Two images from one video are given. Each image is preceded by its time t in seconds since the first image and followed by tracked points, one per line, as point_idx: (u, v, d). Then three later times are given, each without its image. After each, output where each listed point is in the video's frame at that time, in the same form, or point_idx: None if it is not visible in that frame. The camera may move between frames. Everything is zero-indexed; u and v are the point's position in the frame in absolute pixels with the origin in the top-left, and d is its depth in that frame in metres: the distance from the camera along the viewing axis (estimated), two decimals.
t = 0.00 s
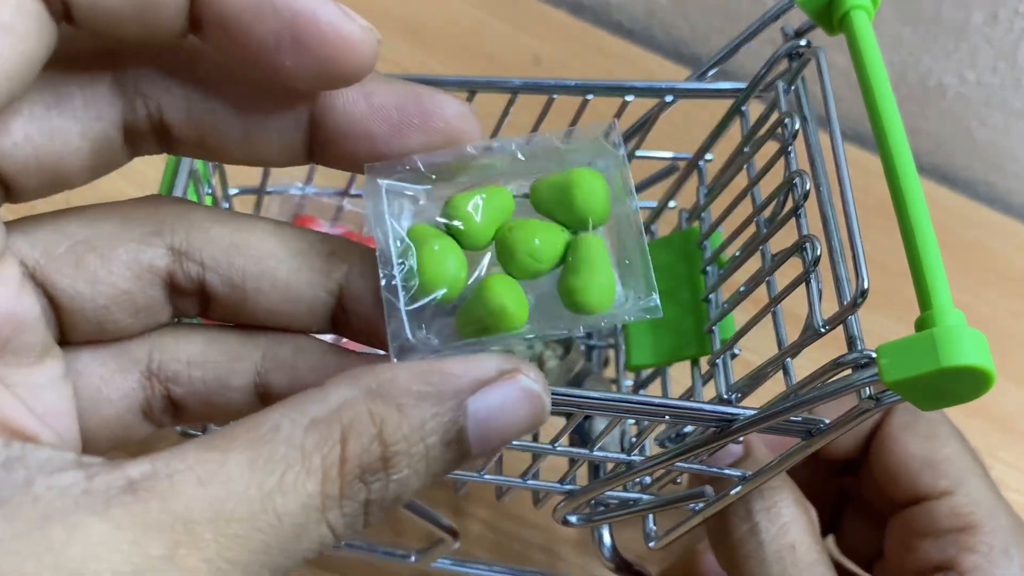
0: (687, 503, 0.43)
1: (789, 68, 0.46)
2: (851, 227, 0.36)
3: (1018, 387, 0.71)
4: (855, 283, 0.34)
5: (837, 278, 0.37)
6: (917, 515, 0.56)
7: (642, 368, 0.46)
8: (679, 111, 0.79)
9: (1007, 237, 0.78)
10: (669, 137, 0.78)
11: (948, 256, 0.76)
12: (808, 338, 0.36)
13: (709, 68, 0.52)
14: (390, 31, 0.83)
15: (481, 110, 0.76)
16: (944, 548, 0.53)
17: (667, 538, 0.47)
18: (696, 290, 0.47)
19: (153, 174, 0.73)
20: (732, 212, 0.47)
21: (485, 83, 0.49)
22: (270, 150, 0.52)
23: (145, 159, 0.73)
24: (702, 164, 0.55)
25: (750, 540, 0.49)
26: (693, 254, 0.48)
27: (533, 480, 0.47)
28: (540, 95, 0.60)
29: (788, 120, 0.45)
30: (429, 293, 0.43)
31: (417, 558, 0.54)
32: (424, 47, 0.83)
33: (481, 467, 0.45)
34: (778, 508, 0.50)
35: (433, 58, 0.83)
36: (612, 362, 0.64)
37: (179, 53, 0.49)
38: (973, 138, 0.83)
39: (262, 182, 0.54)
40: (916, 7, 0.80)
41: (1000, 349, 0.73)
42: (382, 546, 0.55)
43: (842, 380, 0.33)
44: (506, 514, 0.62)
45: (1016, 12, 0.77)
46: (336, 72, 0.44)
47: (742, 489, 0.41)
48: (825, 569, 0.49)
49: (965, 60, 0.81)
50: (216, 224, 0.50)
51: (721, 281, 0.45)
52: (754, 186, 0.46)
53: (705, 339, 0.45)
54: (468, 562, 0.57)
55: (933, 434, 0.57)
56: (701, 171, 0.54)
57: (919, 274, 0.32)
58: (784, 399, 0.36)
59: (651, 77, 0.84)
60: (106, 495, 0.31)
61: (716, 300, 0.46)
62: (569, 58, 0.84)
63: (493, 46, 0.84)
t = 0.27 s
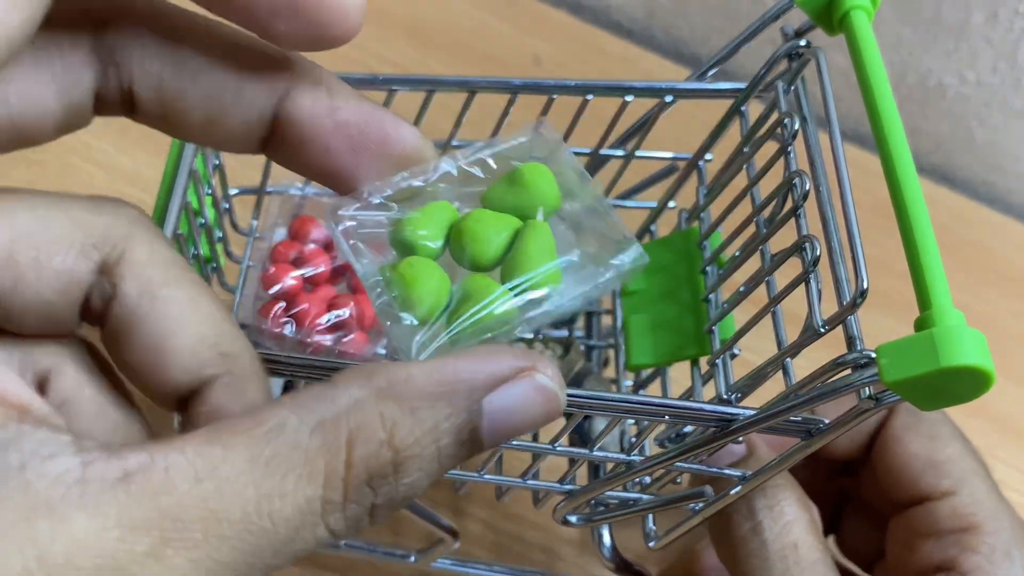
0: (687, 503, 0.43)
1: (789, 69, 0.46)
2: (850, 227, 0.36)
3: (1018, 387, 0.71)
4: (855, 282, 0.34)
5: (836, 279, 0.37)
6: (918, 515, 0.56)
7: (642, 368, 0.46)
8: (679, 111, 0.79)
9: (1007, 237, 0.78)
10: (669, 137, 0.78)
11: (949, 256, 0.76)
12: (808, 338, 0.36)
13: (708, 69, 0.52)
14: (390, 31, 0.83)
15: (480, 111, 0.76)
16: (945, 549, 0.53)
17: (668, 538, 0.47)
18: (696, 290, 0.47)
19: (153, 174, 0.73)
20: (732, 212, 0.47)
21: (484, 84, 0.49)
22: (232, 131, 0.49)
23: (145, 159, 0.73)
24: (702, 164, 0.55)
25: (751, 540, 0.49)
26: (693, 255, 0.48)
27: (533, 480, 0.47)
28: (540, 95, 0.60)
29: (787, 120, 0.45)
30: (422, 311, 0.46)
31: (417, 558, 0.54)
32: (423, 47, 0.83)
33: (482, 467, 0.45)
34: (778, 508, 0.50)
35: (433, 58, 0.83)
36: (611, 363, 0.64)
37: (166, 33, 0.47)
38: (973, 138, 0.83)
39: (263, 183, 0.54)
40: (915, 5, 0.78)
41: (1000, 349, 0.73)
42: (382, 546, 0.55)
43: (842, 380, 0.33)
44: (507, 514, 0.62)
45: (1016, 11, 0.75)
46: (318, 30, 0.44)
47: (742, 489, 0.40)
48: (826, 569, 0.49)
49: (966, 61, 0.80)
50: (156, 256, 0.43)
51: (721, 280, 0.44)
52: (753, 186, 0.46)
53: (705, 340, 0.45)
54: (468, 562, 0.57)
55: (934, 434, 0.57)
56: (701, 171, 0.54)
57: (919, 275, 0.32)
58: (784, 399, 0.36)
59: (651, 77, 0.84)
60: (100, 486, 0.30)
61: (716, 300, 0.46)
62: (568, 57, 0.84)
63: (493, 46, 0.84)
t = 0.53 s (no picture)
0: (686, 503, 0.43)
1: (786, 69, 0.47)
2: (847, 229, 0.36)
3: (1017, 387, 0.71)
4: (852, 283, 0.34)
5: (834, 279, 0.37)
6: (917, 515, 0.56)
7: (641, 369, 0.46)
8: (679, 112, 0.79)
9: (1006, 238, 0.78)
10: (669, 138, 0.78)
11: (948, 256, 0.76)
12: (805, 338, 0.36)
13: (707, 70, 0.53)
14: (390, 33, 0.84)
15: (481, 112, 0.76)
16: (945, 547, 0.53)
17: (666, 538, 0.47)
18: (694, 291, 0.47)
19: (153, 175, 0.73)
20: (730, 213, 0.47)
21: (482, 85, 0.49)
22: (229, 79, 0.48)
23: (146, 160, 0.73)
24: (700, 164, 0.55)
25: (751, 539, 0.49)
26: (691, 255, 0.48)
27: (533, 480, 0.47)
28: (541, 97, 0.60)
29: (785, 121, 0.45)
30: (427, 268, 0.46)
31: (416, 558, 0.54)
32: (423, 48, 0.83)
33: (481, 468, 0.45)
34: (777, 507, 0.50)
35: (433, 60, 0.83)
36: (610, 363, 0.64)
37: (183, 25, 0.44)
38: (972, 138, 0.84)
39: (261, 186, 0.54)
40: (914, 6, 0.78)
41: (999, 349, 0.73)
42: (381, 546, 0.55)
43: (840, 380, 0.33)
44: (507, 514, 0.62)
45: (1015, 12, 0.75)
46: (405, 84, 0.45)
47: (740, 489, 0.41)
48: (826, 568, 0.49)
49: (964, 62, 0.80)
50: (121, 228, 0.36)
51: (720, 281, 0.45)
52: (751, 187, 0.46)
53: (702, 340, 0.45)
54: (467, 562, 0.57)
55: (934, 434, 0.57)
56: (700, 172, 0.54)
57: (916, 276, 0.32)
58: (781, 400, 0.36)
59: (650, 78, 0.84)
60: None
61: (715, 301, 0.47)
62: (568, 59, 0.84)
63: (492, 48, 0.84)
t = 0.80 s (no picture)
0: (686, 502, 0.43)
1: (786, 69, 0.47)
2: (847, 228, 0.36)
3: (1017, 387, 0.71)
4: (853, 283, 0.34)
5: (835, 279, 0.37)
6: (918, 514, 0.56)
7: (641, 369, 0.46)
8: (679, 112, 0.79)
9: (1007, 238, 0.78)
10: (670, 138, 0.78)
11: (948, 256, 0.76)
12: (805, 337, 0.36)
13: (707, 69, 0.53)
14: (391, 33, 0.84)
15: (482, 113, 0.77)
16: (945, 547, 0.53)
17: (666, 538, 0.47)
18: (694, 291, 0.47)
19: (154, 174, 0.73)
20: (730, 213, 0.47)
21: (478, 86, 0.49)
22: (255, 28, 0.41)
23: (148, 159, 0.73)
24: (701, 164, 0.55)
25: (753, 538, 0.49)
26: (692, 256, 0.48)
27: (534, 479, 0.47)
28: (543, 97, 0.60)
29: (785, 121, 0.45)
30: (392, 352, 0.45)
31: (417, 558, 0.54)
32: (424, 49, 0.83)
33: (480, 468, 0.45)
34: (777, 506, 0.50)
35: (434, 60, 0.83)
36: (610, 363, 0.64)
37: None
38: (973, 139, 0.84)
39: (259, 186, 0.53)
40: (914, 7, 0.79)
41: (999, 349, 0.73)
42: (381, 546, 0.55)
43: (840, 379, 0.33)
44: (508, 514, 0.62)
45: (1014, 12, 0.76)
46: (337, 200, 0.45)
47: (740, 488, 0.41)
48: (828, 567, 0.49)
49: (965, 62, 0.80)
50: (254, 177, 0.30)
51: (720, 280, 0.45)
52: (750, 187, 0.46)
53: (703, 341, 0.45)
54: (467, 562, 0.57)
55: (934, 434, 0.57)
56: (700, 172, 0.54)
57: (917, 275, 0.32)
58: (782, 399, 0.36)
59: (651, 78, 0.84)
60: None
61: (715, 300, 0.47)
62: (569, 59, 0.84)
63: (493, 48, 0.84)
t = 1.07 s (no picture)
0: (672, 505, 0.42)
1: (762, 68, 0.46)
2: (826, 229, 0.36)
3: (1017, 387, 0.71)
4: (833, 284, 0.34)
5: (815, 279, 0.37)
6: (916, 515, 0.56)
7: (624, 371, 0.46)
8: (679, 112, 0.79)
9: (1006, 238, 0.78)
10: (671, 138, 0.78)
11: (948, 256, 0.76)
12: (787, 339, 0.36)
13: (682, 69, 0.52)
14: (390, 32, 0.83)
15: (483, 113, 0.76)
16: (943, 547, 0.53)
17: (652, 541, 0.47)
18: (675, 292, 0.47)
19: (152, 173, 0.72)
20: (711, 212, 0.47)
21: (458, 88, 0.49)
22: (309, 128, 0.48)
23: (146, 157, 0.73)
24: (679, 164, 0.55)
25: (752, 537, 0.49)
26: (673, 258, 0.48)
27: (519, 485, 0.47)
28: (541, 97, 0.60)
29: (763, 120, 0.45)
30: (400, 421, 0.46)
31: (402, 566, 0.54)
32: (423, 48, 0.83)
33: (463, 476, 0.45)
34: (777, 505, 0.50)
35: (434, 59, 0.82)
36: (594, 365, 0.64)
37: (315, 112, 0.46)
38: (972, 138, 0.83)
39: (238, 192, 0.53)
40: (914, 8, 0.78)
41: (999, 349, 0.72)
42: (366, 555, 0.54)
43: (822, 381, 0.33)
44: (506, 513, 0.62)
45: (1015, 12, 0.75)
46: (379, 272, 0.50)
47: (725, 491, 0.40)
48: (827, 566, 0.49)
49: (964, 62, 0.79)
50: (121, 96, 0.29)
51: (701, 281, 0.44)
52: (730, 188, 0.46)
53: (685, 343, 0.45)
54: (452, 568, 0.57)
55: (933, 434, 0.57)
56: (678, 171, 0.54)
57: (898, 276, 0.32)
58: (764, 403, 0.36)
59: (651, 78, 0.83)
60: None
61: (697, 302, 0.46)
62: (568, 58, 0.84)
63: (493, 48, 0.84)
